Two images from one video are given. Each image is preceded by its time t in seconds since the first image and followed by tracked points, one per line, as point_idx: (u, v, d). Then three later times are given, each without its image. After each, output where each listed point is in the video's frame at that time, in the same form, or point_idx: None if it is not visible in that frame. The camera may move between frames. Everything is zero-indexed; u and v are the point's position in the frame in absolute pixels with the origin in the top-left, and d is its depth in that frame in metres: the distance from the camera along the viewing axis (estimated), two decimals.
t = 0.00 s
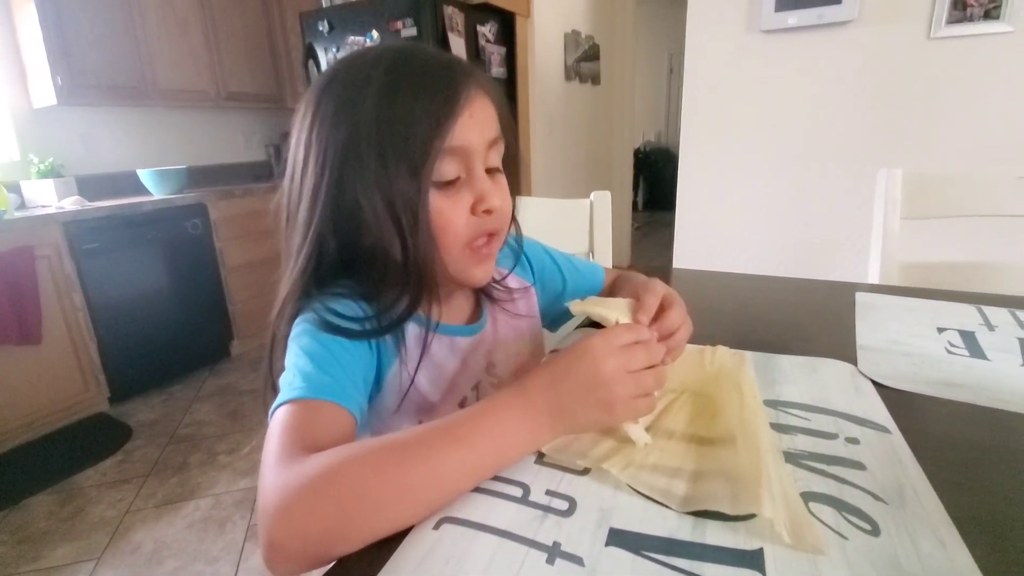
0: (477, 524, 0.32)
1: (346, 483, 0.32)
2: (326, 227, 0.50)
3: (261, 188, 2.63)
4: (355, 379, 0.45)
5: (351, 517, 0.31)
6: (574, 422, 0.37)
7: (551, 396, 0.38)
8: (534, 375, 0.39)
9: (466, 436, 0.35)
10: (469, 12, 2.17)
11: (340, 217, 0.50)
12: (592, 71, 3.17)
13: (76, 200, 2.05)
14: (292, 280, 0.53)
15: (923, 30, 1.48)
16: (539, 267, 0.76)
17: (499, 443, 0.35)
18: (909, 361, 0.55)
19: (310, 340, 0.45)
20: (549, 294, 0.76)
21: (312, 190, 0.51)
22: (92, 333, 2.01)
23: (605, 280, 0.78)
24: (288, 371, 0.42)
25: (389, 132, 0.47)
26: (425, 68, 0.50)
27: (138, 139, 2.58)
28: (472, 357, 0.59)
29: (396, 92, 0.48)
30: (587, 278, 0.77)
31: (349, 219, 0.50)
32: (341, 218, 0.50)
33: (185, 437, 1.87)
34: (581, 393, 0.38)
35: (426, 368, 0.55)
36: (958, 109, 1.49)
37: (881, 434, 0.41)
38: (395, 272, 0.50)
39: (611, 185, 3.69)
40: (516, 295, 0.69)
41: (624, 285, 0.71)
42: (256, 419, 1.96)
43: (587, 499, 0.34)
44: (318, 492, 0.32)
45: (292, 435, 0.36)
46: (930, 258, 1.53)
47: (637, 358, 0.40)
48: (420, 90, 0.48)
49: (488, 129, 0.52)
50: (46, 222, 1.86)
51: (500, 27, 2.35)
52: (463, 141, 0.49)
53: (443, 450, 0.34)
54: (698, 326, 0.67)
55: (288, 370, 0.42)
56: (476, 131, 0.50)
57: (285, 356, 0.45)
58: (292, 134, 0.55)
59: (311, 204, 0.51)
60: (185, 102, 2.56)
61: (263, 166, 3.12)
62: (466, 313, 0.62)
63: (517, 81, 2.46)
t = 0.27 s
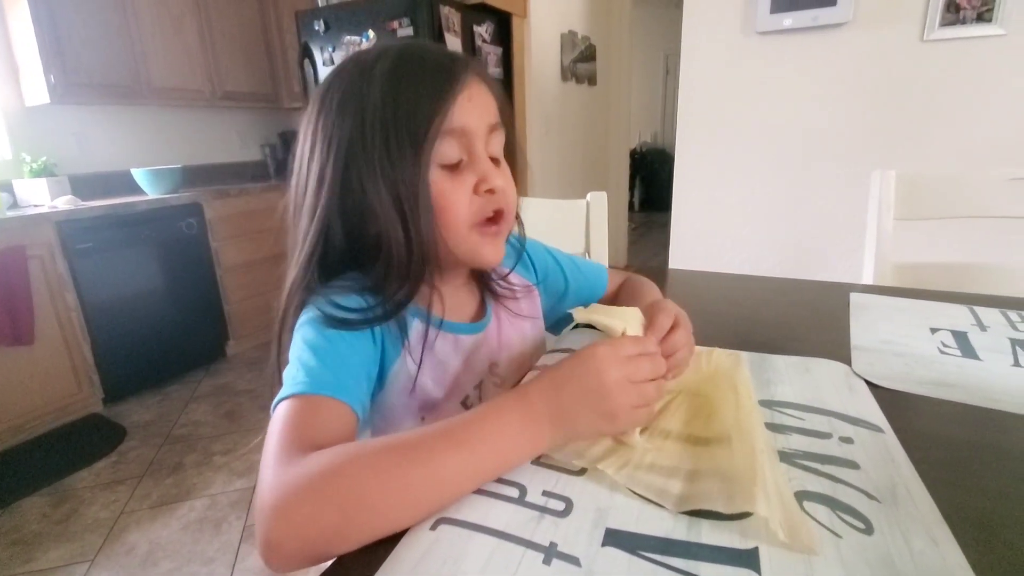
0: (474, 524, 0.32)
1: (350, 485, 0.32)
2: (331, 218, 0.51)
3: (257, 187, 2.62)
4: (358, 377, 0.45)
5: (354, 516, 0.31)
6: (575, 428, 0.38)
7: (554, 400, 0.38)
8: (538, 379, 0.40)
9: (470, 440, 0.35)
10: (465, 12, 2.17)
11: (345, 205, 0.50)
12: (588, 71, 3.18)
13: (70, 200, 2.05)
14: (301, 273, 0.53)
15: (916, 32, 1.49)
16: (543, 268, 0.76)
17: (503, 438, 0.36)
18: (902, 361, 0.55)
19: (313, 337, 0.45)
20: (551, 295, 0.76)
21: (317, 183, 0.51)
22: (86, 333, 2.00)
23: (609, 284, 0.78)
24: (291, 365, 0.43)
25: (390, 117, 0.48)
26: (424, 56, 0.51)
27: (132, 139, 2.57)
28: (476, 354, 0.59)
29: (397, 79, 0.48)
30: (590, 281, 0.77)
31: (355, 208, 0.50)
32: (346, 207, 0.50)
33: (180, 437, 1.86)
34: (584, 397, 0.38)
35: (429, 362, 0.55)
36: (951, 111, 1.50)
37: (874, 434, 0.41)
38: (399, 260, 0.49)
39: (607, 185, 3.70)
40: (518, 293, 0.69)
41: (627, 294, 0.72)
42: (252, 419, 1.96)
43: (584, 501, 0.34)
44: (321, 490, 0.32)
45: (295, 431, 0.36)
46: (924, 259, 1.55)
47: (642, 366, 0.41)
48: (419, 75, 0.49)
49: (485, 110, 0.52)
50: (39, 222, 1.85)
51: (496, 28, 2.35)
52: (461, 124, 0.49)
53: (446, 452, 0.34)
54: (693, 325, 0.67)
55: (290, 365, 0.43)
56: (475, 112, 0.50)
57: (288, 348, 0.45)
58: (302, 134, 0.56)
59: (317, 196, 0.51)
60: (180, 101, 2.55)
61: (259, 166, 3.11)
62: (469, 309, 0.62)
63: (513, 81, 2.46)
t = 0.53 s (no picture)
0: (471, 528, 0.32)
1: (357, 464, 0.32)
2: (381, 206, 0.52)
3: (252, 187, 2.61)
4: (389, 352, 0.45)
5: (358, 493, 0.31)
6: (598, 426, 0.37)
7: (582, 399, 0.37)
8: (569, 377, 0.39)
9: (488, 431, 0.34)
10: (461, 13, 2.17)
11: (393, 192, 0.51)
12: (584, 72, 3.18)
13: (63, 199, 2.03)
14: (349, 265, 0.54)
15: (910, 35, 1.50)
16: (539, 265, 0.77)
17: (530, 427, 0.35)
18: (896, 362, 0.56)
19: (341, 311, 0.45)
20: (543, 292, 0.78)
21: (367, 177, 0.54)
22: (79, 334, 1.99)
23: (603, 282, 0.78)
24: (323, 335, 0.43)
25: (438, 108, 0.51)
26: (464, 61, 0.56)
27: (126, 138, 2.56)
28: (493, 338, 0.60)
29: (441, 76, 0.53)
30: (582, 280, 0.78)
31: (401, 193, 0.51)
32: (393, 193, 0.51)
33: (174, 438, 1.86)
34: (602, 399, 0.37)
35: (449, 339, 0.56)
36: (944, 113, 1.51)
37: (869, 435, 0.41)
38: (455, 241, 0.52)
39: (603, 186, 3.71)
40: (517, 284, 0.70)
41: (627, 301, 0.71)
42: (247, 420, 1.95)
43: (582, 503, 0.34)
44: (328, 465, 0.31)
45: (314, 404, 0.36)
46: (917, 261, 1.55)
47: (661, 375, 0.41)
48: (462, 74, 0.53)
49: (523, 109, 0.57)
50: (32, 221, 1.84)
51: (493, 28, 2.35)
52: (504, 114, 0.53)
53: (474, 436, 0.34)
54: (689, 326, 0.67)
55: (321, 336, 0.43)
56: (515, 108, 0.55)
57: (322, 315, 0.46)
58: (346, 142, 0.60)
59: (366, 190, 0.54)
60: (174, 101, 2.54)
61: (254, 166, 3.10)
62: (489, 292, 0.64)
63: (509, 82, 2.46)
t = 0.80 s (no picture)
0: (466, 528, 0.32)
1: (388, 395, 0.39)
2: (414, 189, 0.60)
3: (247, 187, 2.60)
4: (431, 318, 0.50)
5: (389, 416, 0.39)
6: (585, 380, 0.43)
7: (576, 344, 0.44)
8: (574, 327, 0.45)
9: (495, 370, 0.41)
10: (458, 13, 2.17)
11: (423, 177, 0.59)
12: (581, 73, 3.19)
13: (56, 197, 2.02)
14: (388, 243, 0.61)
15: (904, 38, 1.50)
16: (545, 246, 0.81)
17: (537, 365, 0.42)
18: (889, 361, 0.56)
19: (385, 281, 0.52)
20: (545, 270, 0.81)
21: (400, 165, 0.62)
22: (71, 333, 1.98)
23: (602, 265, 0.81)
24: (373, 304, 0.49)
25: (461, 102, 0.58)
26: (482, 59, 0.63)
27: (120, 136, 2.54)
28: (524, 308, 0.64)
29: (462, 73, 0.60)
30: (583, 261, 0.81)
31: (430, 178, 0.58)
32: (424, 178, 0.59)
33: (168, 438, 1.85)
34: (603, 355, 0.44)
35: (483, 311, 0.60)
36: (937, 116, 1.52)
37: (863, 434, 0.41)
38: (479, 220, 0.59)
39: (599, 186, 3.71)
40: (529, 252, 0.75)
41: (632, 291, 0.73)
42: (242, 420, 1.94)
43: (578, 502, 0.34)
44: (366, 395, 0.39)
45: (359, 350, 0.44)
46: (911, 262, 1.56)
47: (658, 357, 0.45)
48: (480, 70, 0.60)
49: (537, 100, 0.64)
50: (24, 220, 1.82)
51: (490, 28, 2.35)
52: (521, 106, 0.60)
53: (488, 375, 0.41)
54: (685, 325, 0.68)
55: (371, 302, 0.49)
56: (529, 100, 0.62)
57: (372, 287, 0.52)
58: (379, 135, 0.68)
59: (401, 177, 0.62)
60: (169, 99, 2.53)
61: (249, 165, 3.09)
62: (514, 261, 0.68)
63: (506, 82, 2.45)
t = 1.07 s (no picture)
0: (463, 528, 0.32)
1: (409, 407, 0.41)
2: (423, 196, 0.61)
3: (244, 186, 2.59)
4: (451, 322, 0.51)
5: (412, 426, 0.41)
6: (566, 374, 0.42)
7: (562, 341, 0.43)
8: (564, 322, 0.44)
9: (497, 375, 0.42)
10: (455, 12, 2.16)
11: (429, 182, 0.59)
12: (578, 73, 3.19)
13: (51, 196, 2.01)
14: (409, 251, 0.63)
15: (900, 39, 1.51)
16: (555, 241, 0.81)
17: (539, 364, 0.42)
18: (885, 362, 0.56)
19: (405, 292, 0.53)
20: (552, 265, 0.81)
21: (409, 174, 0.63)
22: (67, 332, 1.97)
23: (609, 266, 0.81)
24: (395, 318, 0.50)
25: (457, 105, 0.58)
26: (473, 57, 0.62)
27: (115, 135, 2.53)
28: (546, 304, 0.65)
29: (454, 75, 0.60)
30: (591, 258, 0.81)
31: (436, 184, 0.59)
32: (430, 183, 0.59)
33: (164, 438, 1.84)
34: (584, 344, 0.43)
35: (506, 310, 0.61)
36: (932, 117, 1.53)
37: (859, 434, 0.41)
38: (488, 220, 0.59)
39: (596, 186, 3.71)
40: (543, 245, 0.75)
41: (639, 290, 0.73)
42: (238, 420, 1.93)
43: (574, 502, 0.34)
44: (388, 410, 0.41)
45: (382, 363, 0.46)
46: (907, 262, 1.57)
47: (646, 337, 0.45)
48: (473, 70, 0.60)
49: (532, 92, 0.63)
50: (18, 218, 1.81)
51: (487, 28, 2.34)
52: (516, 102, 0.59)
53: (505, 378, 0.42)
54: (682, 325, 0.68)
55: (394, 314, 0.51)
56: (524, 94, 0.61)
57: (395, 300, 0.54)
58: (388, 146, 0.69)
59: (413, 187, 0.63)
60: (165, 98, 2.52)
61: (246, 164, 3.08)
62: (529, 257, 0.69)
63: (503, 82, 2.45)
